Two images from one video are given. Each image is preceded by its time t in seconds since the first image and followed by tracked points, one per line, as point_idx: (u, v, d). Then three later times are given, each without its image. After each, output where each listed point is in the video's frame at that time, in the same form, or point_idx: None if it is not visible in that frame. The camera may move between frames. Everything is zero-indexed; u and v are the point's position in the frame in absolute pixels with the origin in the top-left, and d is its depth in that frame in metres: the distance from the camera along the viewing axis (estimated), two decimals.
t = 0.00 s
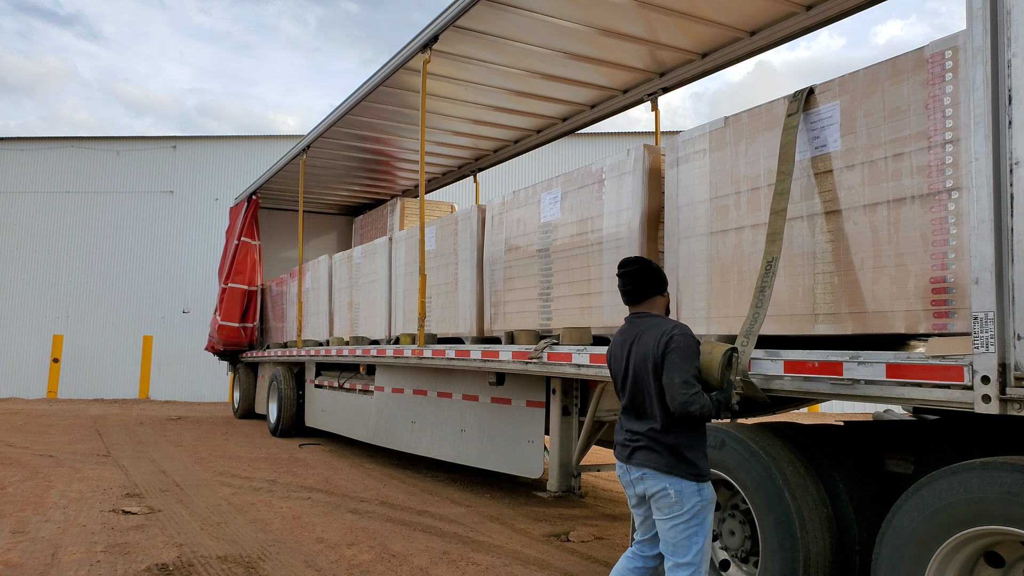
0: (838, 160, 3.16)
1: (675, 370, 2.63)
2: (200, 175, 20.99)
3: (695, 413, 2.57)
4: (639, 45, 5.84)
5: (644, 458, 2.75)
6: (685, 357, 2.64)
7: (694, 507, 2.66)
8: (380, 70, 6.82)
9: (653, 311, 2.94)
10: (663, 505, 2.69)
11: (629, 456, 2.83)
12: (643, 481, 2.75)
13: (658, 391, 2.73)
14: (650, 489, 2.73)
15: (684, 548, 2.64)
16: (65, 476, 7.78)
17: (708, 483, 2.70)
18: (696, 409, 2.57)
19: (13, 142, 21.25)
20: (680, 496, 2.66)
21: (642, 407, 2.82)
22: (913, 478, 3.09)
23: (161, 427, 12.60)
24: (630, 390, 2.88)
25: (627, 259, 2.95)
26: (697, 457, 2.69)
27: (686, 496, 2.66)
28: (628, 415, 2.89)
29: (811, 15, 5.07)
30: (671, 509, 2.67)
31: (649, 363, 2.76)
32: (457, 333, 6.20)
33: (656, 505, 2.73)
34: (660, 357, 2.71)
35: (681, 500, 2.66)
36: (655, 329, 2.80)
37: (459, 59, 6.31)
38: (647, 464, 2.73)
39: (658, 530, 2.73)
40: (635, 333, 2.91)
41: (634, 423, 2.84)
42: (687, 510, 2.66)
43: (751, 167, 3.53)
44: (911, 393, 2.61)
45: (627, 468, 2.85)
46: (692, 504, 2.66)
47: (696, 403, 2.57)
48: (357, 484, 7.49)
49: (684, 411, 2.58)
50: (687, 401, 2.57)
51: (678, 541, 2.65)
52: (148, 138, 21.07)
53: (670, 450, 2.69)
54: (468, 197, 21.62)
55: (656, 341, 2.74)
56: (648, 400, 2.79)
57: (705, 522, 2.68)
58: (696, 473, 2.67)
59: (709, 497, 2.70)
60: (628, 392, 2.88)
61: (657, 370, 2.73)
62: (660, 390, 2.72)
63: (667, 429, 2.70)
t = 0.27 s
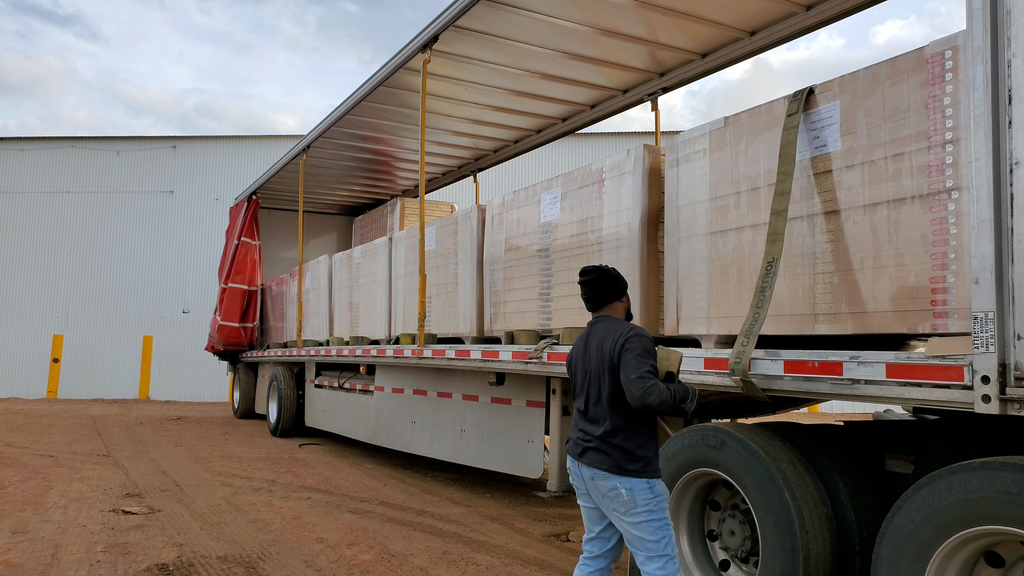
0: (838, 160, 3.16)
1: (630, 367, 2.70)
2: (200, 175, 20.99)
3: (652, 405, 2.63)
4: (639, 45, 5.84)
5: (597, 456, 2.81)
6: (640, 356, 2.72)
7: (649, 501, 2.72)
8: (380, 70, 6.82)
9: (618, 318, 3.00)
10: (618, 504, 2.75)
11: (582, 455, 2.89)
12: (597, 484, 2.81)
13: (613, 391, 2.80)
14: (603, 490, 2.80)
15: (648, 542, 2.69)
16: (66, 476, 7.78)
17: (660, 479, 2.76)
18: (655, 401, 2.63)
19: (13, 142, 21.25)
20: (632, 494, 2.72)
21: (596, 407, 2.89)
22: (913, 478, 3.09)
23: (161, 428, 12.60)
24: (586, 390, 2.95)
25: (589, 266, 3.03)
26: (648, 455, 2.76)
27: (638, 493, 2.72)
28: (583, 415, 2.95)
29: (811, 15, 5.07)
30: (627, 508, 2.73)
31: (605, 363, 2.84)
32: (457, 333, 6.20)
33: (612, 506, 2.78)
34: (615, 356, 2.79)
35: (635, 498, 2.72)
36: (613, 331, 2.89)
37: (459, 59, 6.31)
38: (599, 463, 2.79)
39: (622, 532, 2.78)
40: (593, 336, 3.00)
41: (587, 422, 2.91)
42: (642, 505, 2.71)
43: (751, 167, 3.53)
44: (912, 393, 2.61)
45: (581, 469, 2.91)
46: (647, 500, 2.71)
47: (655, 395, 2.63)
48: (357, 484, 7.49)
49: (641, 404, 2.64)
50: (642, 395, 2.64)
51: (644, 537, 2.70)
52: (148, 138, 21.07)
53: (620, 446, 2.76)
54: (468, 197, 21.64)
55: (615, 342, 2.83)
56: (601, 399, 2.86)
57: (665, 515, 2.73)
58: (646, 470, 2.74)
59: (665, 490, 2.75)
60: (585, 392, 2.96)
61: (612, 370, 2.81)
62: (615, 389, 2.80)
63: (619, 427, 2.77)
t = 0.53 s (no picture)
0: (838, 160, 3.16)
1: (604, 353, 2.80)
2: (200, 175, 21.00)
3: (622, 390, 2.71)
4: (639, 45, 5.84)
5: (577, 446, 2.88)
6: (614, 342, 2.81)
7: (629, 495, 2.80)
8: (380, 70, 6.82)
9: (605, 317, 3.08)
10: (599, 496, 2.81)
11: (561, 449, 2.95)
12: (579, 473, 2.87)
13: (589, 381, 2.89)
14: (584, 481, 2.84)
15: (626, 534, 2.79)
16: (66, 476, 7.78)
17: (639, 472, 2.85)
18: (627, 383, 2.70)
19: (13, 142, 21.25)
20: (615, 487, 2.79)
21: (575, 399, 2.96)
22: (913, 478, 3.09)
23: (161, 428, 12.60)
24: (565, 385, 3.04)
25: (571, 267, 3.15)
26: (626, 445, 2.84)
27: (620, 487, 2.80)
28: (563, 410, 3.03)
29: (811, 15, 5.07)
30: (607, 500, 2.80)
31: (581, 356, 2.93)
32: (457, 333, 6.20)
33: (592, 497, 2.84)
34: (591, 345, 2.89)
35: (617, 491, 2.79)
36: (589, 324, 2.98)
37: (459, 59, 6.31)
38: (578, 455, 2.86)
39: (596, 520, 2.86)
40: (572, 332, 3.09)
41: (568, 414, 2.98)
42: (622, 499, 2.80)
43: (751, 167, 3.53)
44: (912, 393, 2.61)
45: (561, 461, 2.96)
46: (627, 494, 2.80)
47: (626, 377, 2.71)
48: (356, 484, 7.49)
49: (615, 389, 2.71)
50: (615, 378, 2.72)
51: (619, 528, 2.80)
52: (148, 138, 21.07)
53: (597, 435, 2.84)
54: (468, 197, 21.64)
55: (592, 333, 2.93)
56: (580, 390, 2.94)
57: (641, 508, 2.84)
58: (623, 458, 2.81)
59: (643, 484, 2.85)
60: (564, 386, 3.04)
61: (589, 360, 2.91)
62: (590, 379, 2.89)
63: (597, 416, 2.85)
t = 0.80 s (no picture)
0: (838, 160, 3.16)
1: (616, 369, 3.03)
2: (200, 175, 21.00)
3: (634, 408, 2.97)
4: (639, 45, 5.84)
5: (562, 444, 3.13)
6: (627, 362, 3.05)
7: (603, 498, 3.11)
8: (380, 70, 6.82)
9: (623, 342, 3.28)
10: (575, 500, 3.12)
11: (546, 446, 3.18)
12: (557, 476, 3.14)
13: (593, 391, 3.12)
14: (561, 488, 3.15)
15: (602, 534, 3.08)
16: (66, 476, 7.78)
17: (612, 476, 3.14)
18: (636, 405, 2.97)
19: (13, 142, 21.25)
20: (587, 491, 3.10)
21: (569, 402, 3.18)
22: (913, 478, 3.09)
23: (161, 428, 12.60)
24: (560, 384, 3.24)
25: (597, 283, 3.39)
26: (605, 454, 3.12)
27: (593, 490, 3.10)
28: (550, 407, 3.24)
29: (811, 15, 5.07)
30: (582, 503, 3.11)
31: (589, 364, 3.15)
32: (457, 333, 6.20)
33: (569, 502, 3.15)
34: (603, 357, 3.11)
35: (590, 494, 3.10)
36: (602, 334, 3.19)
37: (459, 59, 6.31)
38: (564, 456, 3.12)
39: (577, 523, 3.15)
40: (577, 335, 3.28)
41: (554, 413, 3.22)
42: (595, 501, 3.10)
43: (751, 167, 3.53)
44: (912, 393, 2.61)
45: (538, 459, 3.22)
46: (600, 496, 3.10)
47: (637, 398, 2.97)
48: (356, 484, 7.49)
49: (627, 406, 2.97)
50: (626, 396, 2.97)
51: (596, 530, 3.09)
52: (148, 138, 21.07)
53: (588, 442, 3.11)
54: (468, 197, 21.64)
55: (605, 344, 3.14)
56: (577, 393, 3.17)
57: (615, 509, 3.13)
58: (604, 467, 3.12)
59: (615, 486, 3.15)
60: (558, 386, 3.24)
61: (596, 370, 3.13)
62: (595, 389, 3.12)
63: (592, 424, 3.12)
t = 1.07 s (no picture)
0: (838, 160, 3.16)
1: (601, 384, 3.20)
2: (200, 175, 21.00)
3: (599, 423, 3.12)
4: (639, 45, 5.84)
5: (531, 434, 3.34)
6: (612, 383, 3.21)
7: (562, 494, 3.29)
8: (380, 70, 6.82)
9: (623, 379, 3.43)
10: (536, 498, 3.32)
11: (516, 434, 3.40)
12: (518, 467, 3.34)
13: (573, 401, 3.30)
14: (522, 485, 3.35)
15: (565, 529, 3.28)
16: (66, 476, 7.78)
17: (571, 474, 3.31)
18: (605, 421, 3.11)
19: (13, 142, 21.25)
20: (546, 488, 3.28)
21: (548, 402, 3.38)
22: (913, 478, 3.09)
23: (161, 428, 12.60)
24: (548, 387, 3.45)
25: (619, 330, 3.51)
26: (565, 459, 3.28)
27: (550, 487, 3.28)
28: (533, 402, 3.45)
29: (811, 15, 5.07)
30: (542, 499, 3.30)
31: (580, 377, 3.34)
32: (457, 333, 6.20)
33: (532, 499, 3.35)
34: (595, 371, 3.29)
35: (548, 490, 3.29)
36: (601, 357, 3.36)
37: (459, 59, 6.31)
38: (526, 448, 3.32)
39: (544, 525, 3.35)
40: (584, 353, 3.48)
41: (532, 409, 3.43)
42: (555, 497, 3.29)
43: (751, 167, 3.53)
44: (912, 393, 2.61)
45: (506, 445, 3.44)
46: (558, 492, 3.28)
47: (608, 414, 3.12)
48: (356, 484, 7.49)
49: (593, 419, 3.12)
50: (598, 409, 3.13)
51: (560, 524, 3.29)
52: (147, 138, 21.07)
53: (552, 443, 3.28)
54: (468, 197, 21.64)
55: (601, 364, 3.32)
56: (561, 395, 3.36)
57: (576, 503, 3.31)
58: (561, 469, 3.28)
59: (575, 483, 3.32)
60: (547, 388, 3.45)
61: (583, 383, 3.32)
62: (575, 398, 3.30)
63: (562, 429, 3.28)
